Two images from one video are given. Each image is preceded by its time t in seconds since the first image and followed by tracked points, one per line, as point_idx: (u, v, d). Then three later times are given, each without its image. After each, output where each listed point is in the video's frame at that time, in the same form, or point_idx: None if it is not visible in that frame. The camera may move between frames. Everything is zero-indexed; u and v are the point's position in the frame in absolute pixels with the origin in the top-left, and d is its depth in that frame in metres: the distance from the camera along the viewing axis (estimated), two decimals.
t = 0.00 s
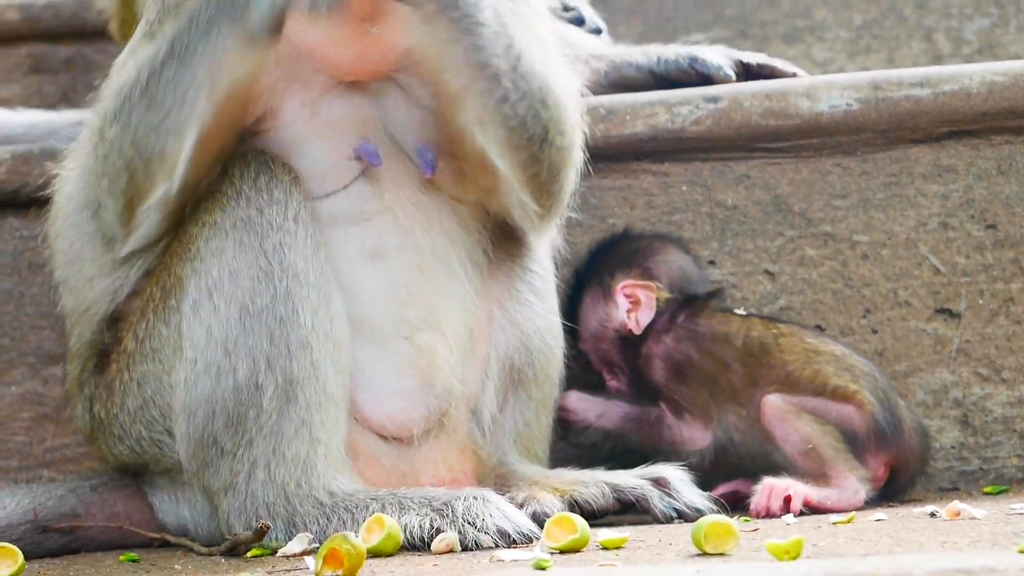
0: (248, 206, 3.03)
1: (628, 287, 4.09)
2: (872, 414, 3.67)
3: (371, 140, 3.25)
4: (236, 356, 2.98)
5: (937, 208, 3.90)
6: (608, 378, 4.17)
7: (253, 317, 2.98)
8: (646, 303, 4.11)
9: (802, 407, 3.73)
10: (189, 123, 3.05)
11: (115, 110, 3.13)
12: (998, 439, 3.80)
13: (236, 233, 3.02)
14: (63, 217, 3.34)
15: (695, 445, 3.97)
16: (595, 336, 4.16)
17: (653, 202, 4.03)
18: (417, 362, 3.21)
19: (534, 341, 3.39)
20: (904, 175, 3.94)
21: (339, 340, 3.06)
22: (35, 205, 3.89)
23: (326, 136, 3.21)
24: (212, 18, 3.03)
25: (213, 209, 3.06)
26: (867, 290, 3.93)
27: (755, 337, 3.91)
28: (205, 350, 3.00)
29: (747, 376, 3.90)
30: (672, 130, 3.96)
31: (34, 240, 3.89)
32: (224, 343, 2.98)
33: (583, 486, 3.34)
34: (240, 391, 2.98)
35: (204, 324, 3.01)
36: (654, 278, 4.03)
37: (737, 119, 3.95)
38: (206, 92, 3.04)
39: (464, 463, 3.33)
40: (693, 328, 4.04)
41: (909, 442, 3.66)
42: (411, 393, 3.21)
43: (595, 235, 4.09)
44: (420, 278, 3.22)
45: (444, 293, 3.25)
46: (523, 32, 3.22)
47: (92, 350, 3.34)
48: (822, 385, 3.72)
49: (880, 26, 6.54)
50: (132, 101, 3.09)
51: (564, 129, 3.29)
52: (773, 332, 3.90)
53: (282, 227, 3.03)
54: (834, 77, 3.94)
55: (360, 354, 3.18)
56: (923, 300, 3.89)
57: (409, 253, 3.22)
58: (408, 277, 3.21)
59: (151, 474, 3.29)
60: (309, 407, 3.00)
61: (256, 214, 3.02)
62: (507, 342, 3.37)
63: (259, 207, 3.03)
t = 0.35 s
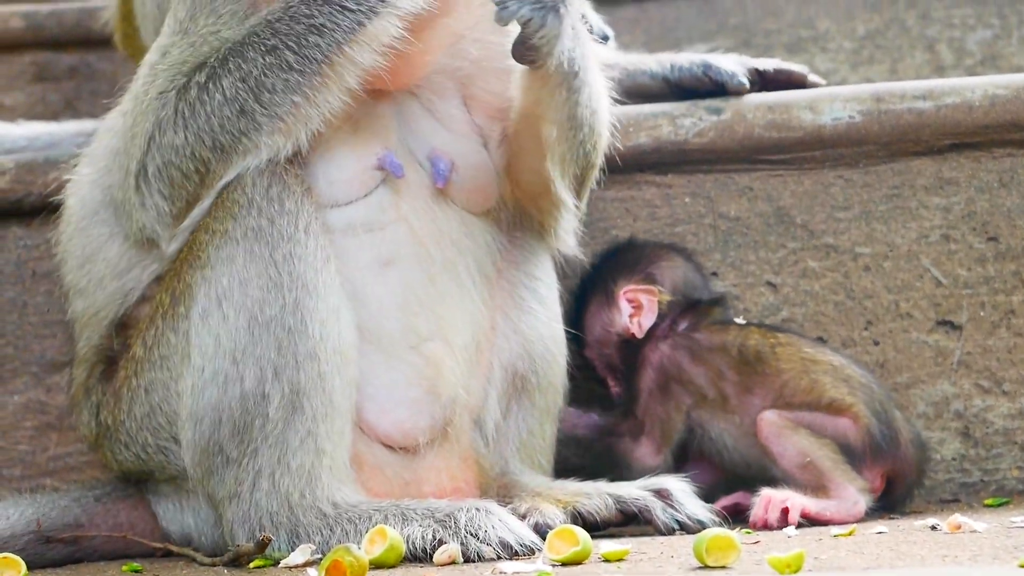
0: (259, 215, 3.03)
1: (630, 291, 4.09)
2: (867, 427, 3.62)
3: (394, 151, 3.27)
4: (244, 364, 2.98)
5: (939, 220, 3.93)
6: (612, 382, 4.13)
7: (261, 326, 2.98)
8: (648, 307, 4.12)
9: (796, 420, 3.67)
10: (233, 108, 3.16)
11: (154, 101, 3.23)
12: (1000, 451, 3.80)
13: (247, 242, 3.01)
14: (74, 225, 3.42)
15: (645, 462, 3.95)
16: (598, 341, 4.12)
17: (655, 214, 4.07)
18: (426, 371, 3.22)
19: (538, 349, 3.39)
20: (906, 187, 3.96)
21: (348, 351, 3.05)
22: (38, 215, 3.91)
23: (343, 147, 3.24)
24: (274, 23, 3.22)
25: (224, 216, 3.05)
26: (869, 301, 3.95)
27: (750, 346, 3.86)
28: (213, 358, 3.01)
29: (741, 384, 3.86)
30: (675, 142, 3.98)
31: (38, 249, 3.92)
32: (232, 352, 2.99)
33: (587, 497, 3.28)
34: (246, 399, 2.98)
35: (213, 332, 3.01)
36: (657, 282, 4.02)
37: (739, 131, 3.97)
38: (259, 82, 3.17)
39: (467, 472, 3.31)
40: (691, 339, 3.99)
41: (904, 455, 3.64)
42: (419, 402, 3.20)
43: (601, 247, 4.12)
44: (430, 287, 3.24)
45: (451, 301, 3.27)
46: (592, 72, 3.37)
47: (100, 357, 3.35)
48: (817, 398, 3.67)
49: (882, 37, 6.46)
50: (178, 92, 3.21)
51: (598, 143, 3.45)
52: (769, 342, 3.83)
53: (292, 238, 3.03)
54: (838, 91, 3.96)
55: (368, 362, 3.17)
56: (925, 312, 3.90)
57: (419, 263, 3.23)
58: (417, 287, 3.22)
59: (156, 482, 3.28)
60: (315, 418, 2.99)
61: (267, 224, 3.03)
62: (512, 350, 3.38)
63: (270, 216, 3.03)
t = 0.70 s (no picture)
0: (265, 225, 3.03)
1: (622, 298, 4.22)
2: (851, 434, 3.69)
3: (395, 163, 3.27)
4: (249, 372, 2.99)
5: (939, 229, 3.93)
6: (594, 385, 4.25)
7: (267, 334, 3.00)
8: (639, 317, 4.23)
9: (786, 434, 3.71)
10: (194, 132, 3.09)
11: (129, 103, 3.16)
12: (998, 459, 3.83)
13: (253, 250, 3.02)
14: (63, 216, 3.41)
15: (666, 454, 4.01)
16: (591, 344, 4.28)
17: (656, 223, 4.08)
18: (430, 379, 3.24)
19: (541, 359, 3.40)
20: (905, 198, 3.97)
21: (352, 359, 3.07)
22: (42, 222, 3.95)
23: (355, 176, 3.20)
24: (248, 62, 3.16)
25: (229, 225, 3.07)
26: (869, 310, 3.95)
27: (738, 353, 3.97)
28: (219, 365, 3.03)
29: (729, 388, 3.93)
30: (675, 151, 4.04)
31: (42, 256, 3.96)
32: (237, 359, 3.00)
33: (588, 505, 3.29)
34: (252, 407, 3.00)
35: (218, 340, 3.03)
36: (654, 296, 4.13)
37: (740, 141, 4.02)
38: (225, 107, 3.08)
39: (470, 480, 3.32)
40: (682, 343, 4.08)
41: (891, 461, 3.71)
42: (422, 410, 3.24)
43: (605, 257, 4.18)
44: (435, 296, 3.24)
45: (456, 310, 3.28)
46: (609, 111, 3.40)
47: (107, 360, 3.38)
48: (800, 408, 3.75)
49: (882, 48, 6.53)
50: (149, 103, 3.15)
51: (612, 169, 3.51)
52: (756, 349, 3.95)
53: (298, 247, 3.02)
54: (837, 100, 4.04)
55: (371, 370, 3.20)
56: (924, 321, 3.91)
57: (423, 273, 3.24)
58: (421, 296, 3.23)
59: (160, 490, 3.29)
60: (319, 426, 3.00)
61: (272, 234, 3.02)
62: (515, 360, 3.38)
63: (276, 225, 3.03)
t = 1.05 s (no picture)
0: (256, 227, 3.04)
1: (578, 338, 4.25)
2: (827, 427, 3.68)
3: (373, 157, 3.26)
4: (242, 375, 2.99)
5: (939, 231, 3.94)
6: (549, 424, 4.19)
7: (259, 335, 2.99)
8: (592, 360, 4.24)
9: (762, 441, 3.71)
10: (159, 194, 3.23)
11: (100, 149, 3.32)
12: (998, 462, 3.84)
13: (243, 252, 3.03)
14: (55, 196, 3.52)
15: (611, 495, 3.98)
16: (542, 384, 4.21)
17: (656, 224, 4.05)
18: (426, 384, 3.22)
19: (540, 360, 3.42)
20: (907, 200, 3.98)
21: (345, 360, 3.07)
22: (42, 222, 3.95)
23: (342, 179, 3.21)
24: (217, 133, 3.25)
25: (219, 228, 3.06)
26: (869, 312, 3.96)
27: (697, 370, 4.01)
28: (211, 368, 3.02)
29: (690, 412, 3.97)
30: (676, 152, 4.01)
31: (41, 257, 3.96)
32: (231, 362, 3.00)
33: (586, 507, 3.29)
34: (245, 409, 2.99)
35: (208, 343, 3.02)
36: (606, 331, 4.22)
37: (740, 142, 4.00)
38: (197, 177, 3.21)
39: (468, 482, 3.32)
40: (636, 373, 4.14)
41: (873, 439, 3.71)
42: (418, 415, 3.20)
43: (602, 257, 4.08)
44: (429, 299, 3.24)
45: (451, 312, 3.28)
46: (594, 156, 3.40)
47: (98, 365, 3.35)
48: (770, 412, 3.77)
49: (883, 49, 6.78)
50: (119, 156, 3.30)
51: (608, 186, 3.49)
52: (716, 362, 4.00)
53: (288, 248, 3.04)
54: (838, 101, 4.00)
55: (366, 374, 3.17)
56: (924, 323, 3.92)
57: (418, 275, 3.24)
58: (415, 298, 3.23)
59: (156, 492, 3.31)
60: (314, 426, 3.00)
61: (263, 235, 3.03)
62: (513, 361, 3.41)
63: (266, 227, 3.04)
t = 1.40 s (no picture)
0: (254, 226, 3.04)
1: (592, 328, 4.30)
2: (826, 427, 3.69)
3: (373, 163, 3.23)
4: (240, 373, 3.00)
5: (933, 231, 3.95)
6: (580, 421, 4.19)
7: (256, 334, 3.00)
8: (613, 345, 4.26)
9: (761, 439, 3.71)
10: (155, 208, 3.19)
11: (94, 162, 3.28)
12: (992, 462, 3.86)
13: (241, 251, 3.04)
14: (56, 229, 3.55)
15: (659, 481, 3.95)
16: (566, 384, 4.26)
17: (651, 224, 4.04)
18: (424, 383, 3.23)
19: (539, 361, 3.41)
20: (901, 200, 3.99)
21: (342, 359, 3.06)
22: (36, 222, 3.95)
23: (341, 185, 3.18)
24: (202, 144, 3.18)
25: (218, 227, 3.08)
26: (863, 312, 3.96)
27: (709, 364, 4.00)
28: (209, 368, 3.04)
29: (705, 404, 3.96)
30: (671, 152, 4.02)
31: (36, 257, 3.96)
32: (228, 360, 3.02)
33: (581, 507, 3.29)
34: (243, 407, 3.00)
35: (208, 342, 3.05)
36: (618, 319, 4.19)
37: (735, 143, 4.02)
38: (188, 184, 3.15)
39: (465, 481, 3.33)
40: (653, 364, 4.13)
41: (873, 445, 3.71)
42: (415, 414, 3.22)
43: (599, 262, 4.06)
44: (426, 299, 3.24)
45: (449, 312, 3.27)
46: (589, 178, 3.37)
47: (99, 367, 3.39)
48: (771, 409, 3.77)
49: (879, 49, 6.82)
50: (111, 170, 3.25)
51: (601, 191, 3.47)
52: (727, 356, 3.98)
53: (287, 247, 3.03)
54: (831, 102, 4.04)
55: (363, 373, 3.18)
56: (919, 323, 3.93)
57: (417, 275, 3.23)
58: (413, 298, 3.22)
59: (151, 492, 3.31)
60: (310, 425, 2.99)
61: (261, 234, 3.03)
62: (511, 362, 3.40)
63: (264, 225, 3.04)
